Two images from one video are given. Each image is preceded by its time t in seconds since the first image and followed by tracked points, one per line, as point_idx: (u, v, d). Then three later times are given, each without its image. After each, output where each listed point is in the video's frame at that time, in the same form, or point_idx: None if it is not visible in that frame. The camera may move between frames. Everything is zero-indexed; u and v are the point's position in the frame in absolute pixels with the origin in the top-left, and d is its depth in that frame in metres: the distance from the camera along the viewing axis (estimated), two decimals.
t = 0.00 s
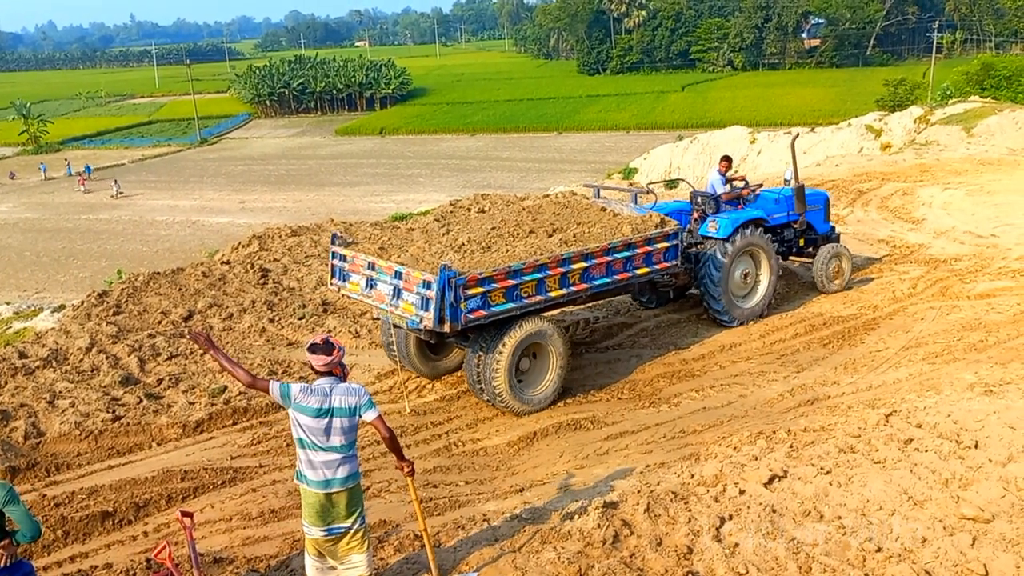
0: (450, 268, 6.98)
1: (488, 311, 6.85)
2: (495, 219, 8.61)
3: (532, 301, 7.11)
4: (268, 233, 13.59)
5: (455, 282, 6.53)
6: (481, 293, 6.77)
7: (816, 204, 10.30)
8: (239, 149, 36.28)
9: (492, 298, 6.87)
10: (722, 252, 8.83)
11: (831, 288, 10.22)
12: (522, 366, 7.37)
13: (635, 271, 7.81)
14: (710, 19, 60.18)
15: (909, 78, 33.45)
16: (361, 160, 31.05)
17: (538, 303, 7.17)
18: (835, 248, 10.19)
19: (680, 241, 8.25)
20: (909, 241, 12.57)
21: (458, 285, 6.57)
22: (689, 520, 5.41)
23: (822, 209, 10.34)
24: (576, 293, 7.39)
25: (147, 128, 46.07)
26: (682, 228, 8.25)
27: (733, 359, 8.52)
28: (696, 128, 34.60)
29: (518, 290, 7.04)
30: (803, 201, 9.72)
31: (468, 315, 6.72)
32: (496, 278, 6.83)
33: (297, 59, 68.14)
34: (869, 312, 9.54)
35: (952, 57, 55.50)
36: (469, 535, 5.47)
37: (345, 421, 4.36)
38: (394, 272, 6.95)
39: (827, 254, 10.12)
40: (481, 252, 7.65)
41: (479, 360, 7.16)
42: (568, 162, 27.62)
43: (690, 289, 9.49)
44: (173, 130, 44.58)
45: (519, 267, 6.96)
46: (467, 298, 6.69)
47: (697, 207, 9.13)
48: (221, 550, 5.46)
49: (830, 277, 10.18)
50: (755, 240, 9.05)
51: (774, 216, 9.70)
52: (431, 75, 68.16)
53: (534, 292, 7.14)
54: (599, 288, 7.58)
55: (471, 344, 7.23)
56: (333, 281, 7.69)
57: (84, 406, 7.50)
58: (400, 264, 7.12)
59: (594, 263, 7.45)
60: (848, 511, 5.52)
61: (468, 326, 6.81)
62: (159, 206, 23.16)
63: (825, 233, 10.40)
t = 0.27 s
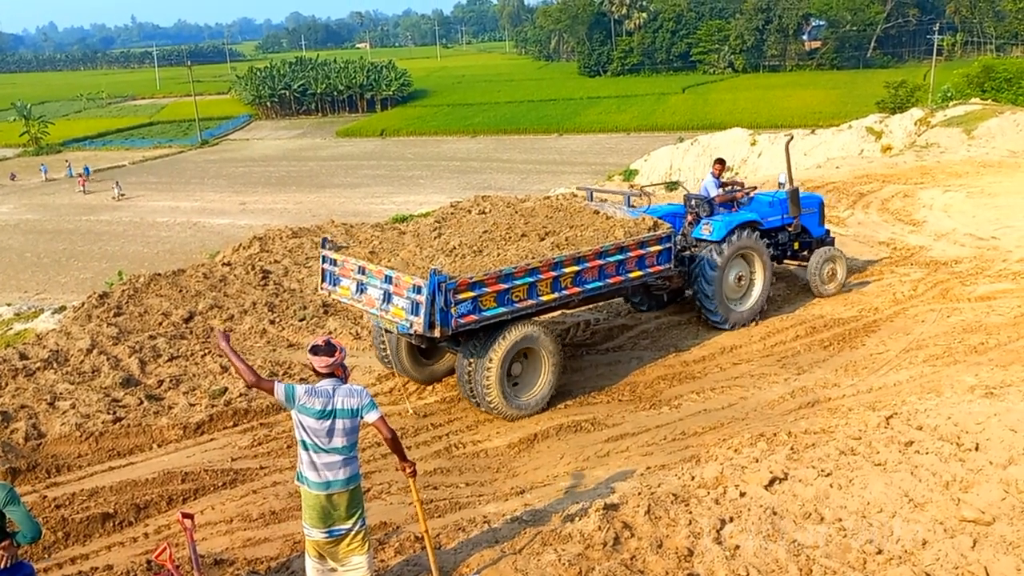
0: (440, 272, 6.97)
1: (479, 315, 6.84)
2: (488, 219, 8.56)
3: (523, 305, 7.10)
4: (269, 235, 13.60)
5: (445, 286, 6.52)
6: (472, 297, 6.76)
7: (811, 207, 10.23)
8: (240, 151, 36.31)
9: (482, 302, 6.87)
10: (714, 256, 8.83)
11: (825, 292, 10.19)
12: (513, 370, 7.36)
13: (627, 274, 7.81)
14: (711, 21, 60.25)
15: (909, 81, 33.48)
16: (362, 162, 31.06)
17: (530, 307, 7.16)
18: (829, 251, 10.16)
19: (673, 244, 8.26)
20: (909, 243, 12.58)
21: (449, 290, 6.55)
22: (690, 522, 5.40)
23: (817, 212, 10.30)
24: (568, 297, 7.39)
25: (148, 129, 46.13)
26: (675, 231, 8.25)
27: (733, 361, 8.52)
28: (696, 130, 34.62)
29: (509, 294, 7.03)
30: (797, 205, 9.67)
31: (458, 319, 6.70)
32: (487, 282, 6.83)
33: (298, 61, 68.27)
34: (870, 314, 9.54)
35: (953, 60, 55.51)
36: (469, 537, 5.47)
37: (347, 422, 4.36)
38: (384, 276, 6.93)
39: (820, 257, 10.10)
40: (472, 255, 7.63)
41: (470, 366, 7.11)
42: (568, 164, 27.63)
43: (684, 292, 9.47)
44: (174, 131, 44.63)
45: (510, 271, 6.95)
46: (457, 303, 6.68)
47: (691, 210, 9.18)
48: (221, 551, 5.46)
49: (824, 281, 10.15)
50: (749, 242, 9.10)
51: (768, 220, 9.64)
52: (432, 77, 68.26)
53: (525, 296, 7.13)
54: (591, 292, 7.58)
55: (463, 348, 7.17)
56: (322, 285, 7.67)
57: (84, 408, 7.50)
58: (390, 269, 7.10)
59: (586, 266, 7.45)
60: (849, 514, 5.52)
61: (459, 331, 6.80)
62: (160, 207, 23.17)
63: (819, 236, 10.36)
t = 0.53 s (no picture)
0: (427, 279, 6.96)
1: (466, 323, 6.82)
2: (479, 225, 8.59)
3: (511, 312, 7.08)
4: (270, 238, 13.61)
5: (432, 294, 6.50)
6: (459, 304, 6.74)
7: (803, 213, 10.23)
8: (240, 154, 36.33)
9: (470, 309, 6.84)
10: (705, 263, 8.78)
11: (816, 299, 10.14)
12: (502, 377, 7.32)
13: (617, 280, 7.81)
14: (711, 25, 60.34)
15: (909, 86, 33.54)
16: (362, 165, 31.08)
17: (518, 314, 7.14)
18: (822, 257, 10.13)
19: (663, 250, 8.27)
20: (909, 248, 12.59)
21: (435, 297, 6.53)
22: (690, 526, 5.41)
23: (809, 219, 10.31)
24: (557, 303, 7.38)
25: (148, 132, 46.17)
26: (665, 236, 8.26)
27: (733, 365, 8.52)
28: (696, 134, 34.65)
29: (497, 302, 7.01)
30: (789, 211, 9.68)
31: (446, 327, 6.68)
32: (474, 289, 6.80)
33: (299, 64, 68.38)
34: (870, 319, 9.54)
35: (953, 64, 55.55)
36: (469, 541, 5.47)
37: (348, 426, 4.36)
38: (371, 284, 6.91)
39: (812, 264, 10.06)
40: (460, 262, 7.63)
41: (458, 374, 7.07)
42: (568, 168, 27.65)
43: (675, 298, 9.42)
44: (175, 134, 44.66)
45: (498, 278, 6.93)
46: (445, 310, 6.65)
47: (682, 216, 9.18)
48: (222, 554, 5.46)
49: (815, 287, 10.11)
50: (740, 248, 9.02)
51: (760, 225, 9.65)
52: (433, 81, 68.35)
53: (514, 303, 7.11)
54: (580, 298, 7.57)
55: (450, 356, 7.12)
56: (309, 292, 7.64)
57: (85, 411, 7.51)
58: (377, 275, 7.09)
59: (575, 273, 7.44)
60: (849, 518, 5.52)
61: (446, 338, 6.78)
62: (160, 210, 23.18)
63: (811, 243, 10.36)
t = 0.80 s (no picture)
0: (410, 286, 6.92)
1: (449, 329, 6.77)
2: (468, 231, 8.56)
3: (495, 319, 7.03)
4: (272, 239, 13.60)
5: (413, 300, 6.46)
6: (442, 311, 6.69)
7: (794, 219, 10.23)
8: (243, 155, 36.37)
9: (453, 316, 6.80)
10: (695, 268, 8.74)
11: (808, 305, 10.08)
12: (487, 383, 7.24)
13: (604, 285, 7.78)
14: (713, 29, 60.36)
15: (912, 90, 33.53)
16: (364, 167, 31.10)
17: (503, 320, 7.10)
18: (813, 263, 10.10)
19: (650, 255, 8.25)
20: (911, 251, 12.59)
21: (417, 303, 6.49)
22: (691, 528, 5.40)
23: (800, 225, 10.28)
24: (543, 309, 7.34)
25: (151, 134, 46.22)
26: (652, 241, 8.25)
27: (735, 369, 8.52)
28: (698, 137, 34.64)
29: (481, 307, 6.96)
30: (781, 217, 9.66)
31: (428, 334, 6.64)
32: (457, 295, 6.77)
33: (301, 66, 68.43)
34: (872, 322, 9.53)
35: (955, 69, 55.57)
36: (471, 542, 5.47)
37: (351, 428, 4.36)
38: (353, 291, 6.86)
39: (803, 270, 10.02)
40: (443, 269, 7.54)
41: (443, 380, 6.97)
42: (570, 171, 27.66)
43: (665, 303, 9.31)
44: (178, 135, 44.71)
45: (482, 284, 6.89)
46: (427, 317, 6.61)
47: (673, 220, 9.11)
48: (224, 555, 5.46)
49: (806, 293, 10.06)
50: (732, 254, 9.02)
51: (751, 232, 9.63)
52: (435, 83, 68.40)
53: (498, 309, 7.07)
54: (567, 304, 7.54)
55: (434, 363, 7.03)
56: (294, 301, 7.62)
57: (87, 411, 7.51)
58: (360, 283, 7.03)
59: (561, 278, 7.41)
60: (851, 522, 5.51)
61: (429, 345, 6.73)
62: (162, 211, 23.20)
63: (802, 249, 10.34)
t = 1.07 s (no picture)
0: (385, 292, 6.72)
1: (427, 336, 6.59)
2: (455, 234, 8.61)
3: (475, 325, 6.86)
4: (275, 239, 13.61)
5: (388, 306, 6.28)
6: (418, 317, 6.51)
7: (784, 226, 10.15)
8: (246, 155, 36.41)
9: (431, 322, 6.62)
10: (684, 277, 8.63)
11: (795, 313, 9.98)
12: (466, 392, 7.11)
13: (586, 290, 7.63)
14: (718, 32, 60.41)
15: (916, 94, 33.52)
16: (368, 167, 31.13)
17: (482, 327, 6.93)
18: (802, 271, 10.00)
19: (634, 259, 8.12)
20: (914, 256, 12.58)
21: (392, 310, 6.31)
22: (694, 531, 5.39)
23: (789, 231, 10.20)
24: (523, 315, 7.17)
25: (155, 133, 46.28)
26: (635, 245, 8.12)
27: (738, 372, 8.51)
28: (701, 140, 34.65)
29: (460, 313, 6.78)
30: (770, 223, 9.47)
31: (404, 341, 6.46)
32: (434, 301, 6.58)
33: (304, 66, 68.51)
34: (875, 326, 9.52)
35: (959, 74, 55.56)
36: (472, 544, 5.46)
37: (352, 428, 4.36)
38: (328, 298, 6.71)
39: (791, 277, 9.91)
40: (422, 274, 7.40)
41: (421, 389, 6.82)
42: (573, 173, 27.66)
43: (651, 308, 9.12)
44: (181, 134, 44.75)
45: (460, 289, 6.72)
46: (402, 323, 6.43)
47: (662, 225, 9.07)
48: (225, 555, 5.45)
49: (794, 301, 9.96)
50: (723, 261, 8.94)
51: (740, 237, 9.44)
52: (439, 84, 68.48)
53: (478, 315, 6.90)
54: (548, 310, 7.37)
55: (412, 371, 6.86)
56: (270, 308, 7.48)
57: (89, 410, 7.52)
58: (335, 290, 6.88)
59: (542, 283, 7.24)
60: (853, 526, 5.50)
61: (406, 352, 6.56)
62: (166, 210, 23.23)
63: (791, 256, 10.25)
